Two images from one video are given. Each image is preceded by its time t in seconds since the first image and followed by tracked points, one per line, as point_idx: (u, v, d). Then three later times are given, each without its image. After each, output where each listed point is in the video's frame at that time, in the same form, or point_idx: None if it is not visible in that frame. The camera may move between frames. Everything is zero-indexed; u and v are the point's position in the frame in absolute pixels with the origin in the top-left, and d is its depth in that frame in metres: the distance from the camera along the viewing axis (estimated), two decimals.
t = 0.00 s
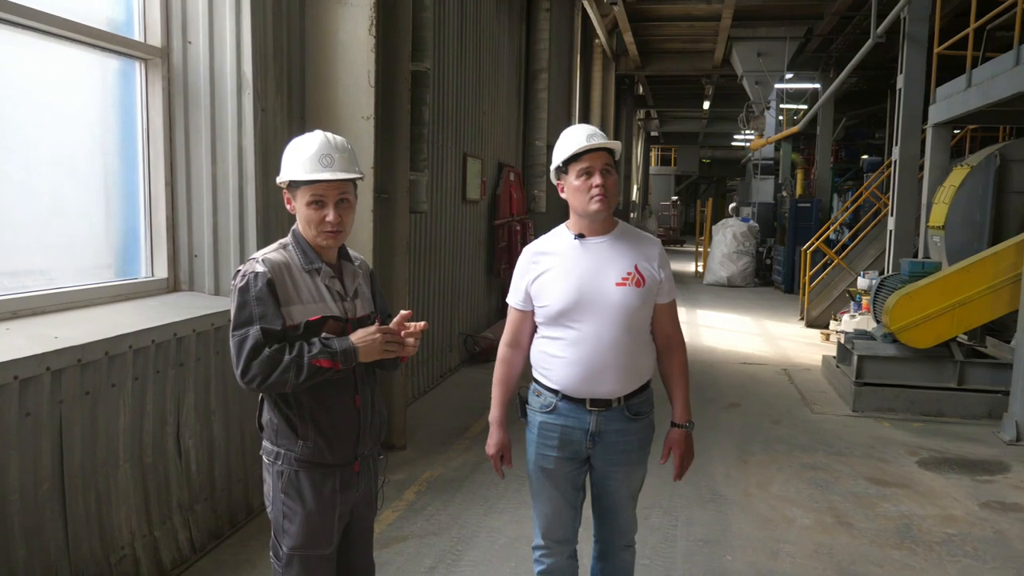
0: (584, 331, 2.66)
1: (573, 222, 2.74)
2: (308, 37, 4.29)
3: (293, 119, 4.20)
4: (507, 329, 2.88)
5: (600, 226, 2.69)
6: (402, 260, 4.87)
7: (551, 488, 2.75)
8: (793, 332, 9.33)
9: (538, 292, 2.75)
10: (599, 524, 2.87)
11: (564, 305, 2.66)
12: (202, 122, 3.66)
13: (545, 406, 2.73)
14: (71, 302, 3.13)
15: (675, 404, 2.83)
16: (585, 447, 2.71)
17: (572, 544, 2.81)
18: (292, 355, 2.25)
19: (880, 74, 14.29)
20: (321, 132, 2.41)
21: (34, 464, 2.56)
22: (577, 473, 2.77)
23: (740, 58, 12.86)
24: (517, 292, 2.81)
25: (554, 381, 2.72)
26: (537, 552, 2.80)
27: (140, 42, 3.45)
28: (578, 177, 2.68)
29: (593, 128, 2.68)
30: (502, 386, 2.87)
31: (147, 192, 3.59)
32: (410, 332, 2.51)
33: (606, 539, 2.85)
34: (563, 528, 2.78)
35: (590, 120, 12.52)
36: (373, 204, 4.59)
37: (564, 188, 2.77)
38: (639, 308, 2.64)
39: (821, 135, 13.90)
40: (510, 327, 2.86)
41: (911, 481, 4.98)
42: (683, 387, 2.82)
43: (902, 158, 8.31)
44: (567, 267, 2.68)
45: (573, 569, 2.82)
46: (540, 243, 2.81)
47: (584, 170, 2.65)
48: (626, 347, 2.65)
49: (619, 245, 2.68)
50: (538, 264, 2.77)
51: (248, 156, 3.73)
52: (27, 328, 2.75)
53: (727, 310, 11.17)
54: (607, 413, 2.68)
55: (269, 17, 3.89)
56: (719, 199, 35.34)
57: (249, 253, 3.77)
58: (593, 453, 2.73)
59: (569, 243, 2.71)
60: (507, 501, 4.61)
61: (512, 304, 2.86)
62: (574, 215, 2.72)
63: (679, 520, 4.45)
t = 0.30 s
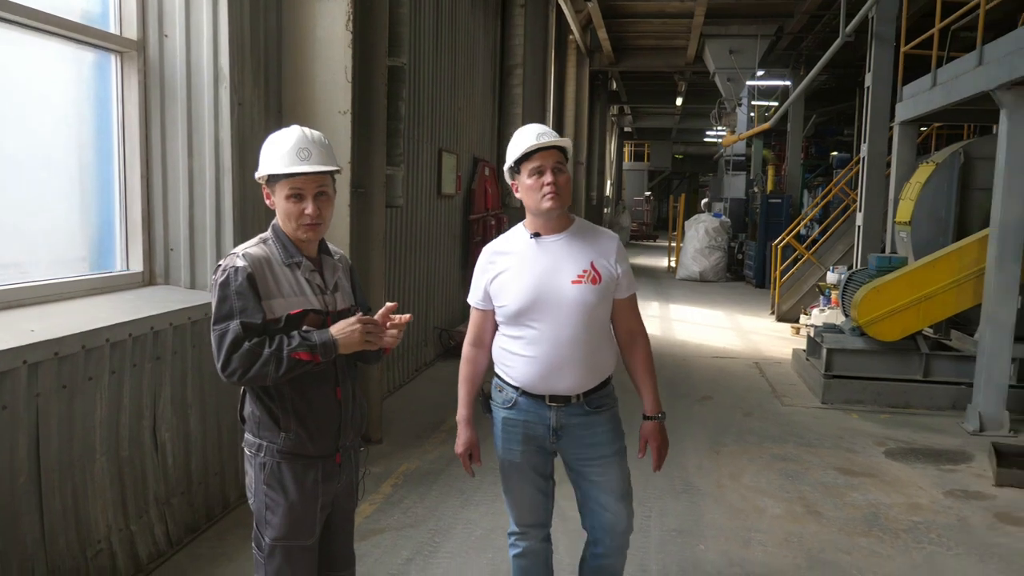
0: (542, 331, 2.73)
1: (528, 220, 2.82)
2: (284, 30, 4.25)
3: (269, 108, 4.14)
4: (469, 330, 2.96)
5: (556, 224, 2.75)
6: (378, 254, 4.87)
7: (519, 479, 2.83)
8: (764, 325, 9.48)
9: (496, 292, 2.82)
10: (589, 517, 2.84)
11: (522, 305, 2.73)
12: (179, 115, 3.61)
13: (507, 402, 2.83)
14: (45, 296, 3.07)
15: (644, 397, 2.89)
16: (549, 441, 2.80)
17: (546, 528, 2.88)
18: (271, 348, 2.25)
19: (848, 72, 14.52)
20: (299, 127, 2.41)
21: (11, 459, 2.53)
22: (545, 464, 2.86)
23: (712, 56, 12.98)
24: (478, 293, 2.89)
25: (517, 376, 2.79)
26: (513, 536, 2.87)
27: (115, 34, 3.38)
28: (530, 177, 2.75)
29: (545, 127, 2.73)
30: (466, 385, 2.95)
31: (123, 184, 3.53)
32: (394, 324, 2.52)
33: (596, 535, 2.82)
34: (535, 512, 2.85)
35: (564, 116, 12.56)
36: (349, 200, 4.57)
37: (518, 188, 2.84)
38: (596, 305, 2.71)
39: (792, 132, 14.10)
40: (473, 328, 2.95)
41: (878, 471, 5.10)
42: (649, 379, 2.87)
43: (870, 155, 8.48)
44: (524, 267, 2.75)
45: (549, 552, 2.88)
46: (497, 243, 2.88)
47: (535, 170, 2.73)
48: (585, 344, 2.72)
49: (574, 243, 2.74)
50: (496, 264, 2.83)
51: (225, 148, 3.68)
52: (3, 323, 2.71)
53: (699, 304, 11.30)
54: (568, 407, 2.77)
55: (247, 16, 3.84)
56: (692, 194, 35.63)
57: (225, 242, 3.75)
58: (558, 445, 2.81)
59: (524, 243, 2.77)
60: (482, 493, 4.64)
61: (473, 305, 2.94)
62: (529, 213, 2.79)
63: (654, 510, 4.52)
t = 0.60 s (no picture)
0: (516, 334, 2.76)
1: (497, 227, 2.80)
2: (260, 27, 4.20)
3: (245, 102, 4.10)
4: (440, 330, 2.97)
5: (523, 227, 2.75)
6: (354, 253, 4.86)
7: (498, 474, 2.88)
8: (729, 323, 9.68)
9: (469, 298, 2.83)
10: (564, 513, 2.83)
11: (494, 309, 2.75)
12: (154, 112, 3.58)
13: (485, 400, 2.87)
14: (19, 293, 3.02)
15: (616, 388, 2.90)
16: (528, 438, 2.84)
17: (525, 521, 2.94)
18: (263, 340, 2.26)
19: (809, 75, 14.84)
20: (289, 125, 2.42)
21: None
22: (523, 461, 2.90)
23: (677, 58, 13.19)
24: (451, 298, 2.90)
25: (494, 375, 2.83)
26: (491, 530, 2.93)
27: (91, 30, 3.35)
28: (495, 182, 2.71)
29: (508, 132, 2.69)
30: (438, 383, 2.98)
31: (97, 181, 3.48)
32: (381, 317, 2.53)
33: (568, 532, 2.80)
34: (514, 506, 2.91)
35: (533, 115, 12.62)
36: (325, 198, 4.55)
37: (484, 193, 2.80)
38: (567, 305, 2.72)
39: (754, 133, 14.37)
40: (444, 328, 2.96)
41: (842, 463, 5.26)
42: (622, 371, 2.88)
43: (831, 156, 8.70)
44: (494, 271, 2.76)
45: (527, 545, 2.95)
46: (465, 247, 2.87)
47: (499, 176, 2.69)
48: (558, 345, 2.74)
49: (543, 245, 2.74)
50: (467, 269, 2.84)
51: (202, 147, 3.65)
52: None
53: (666, 302, 11.46)
54: (546, 404, 2.80)
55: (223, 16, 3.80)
56: (656, 194, 36.03)
57: (201, 242, 3.71)
58: (536, 441, 2.85)
59: (494, 249, 2.77)
60: (458, 489, 4.66)
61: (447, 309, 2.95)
62: (496, 219, 2.76)
63: (627, 503, 4.60)
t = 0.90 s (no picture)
0: (508, 333, 2.73)
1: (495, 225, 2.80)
2: (239, 24, 4.12)
3: (224, 99, 4.01)
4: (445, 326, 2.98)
5: (522, 226, 2.72)
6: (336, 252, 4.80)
7: (492, 473, 2.87)
8: (702, 320, 9.80)
9: (466, 295, 2.82)
10: (549, 515, 2.85)
11: (487, 308, 2.73)
12: (133, 111, 3.49)
13: (479, 398, 2.84)
14: None
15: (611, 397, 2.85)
16: (518, 440, 2.80)
17: (519, 519, 2.92)
18: (257, 342, 2.21)
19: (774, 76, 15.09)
20: (285, 124, 2.37)
21: None
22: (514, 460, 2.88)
23: (648, 57, 13.26)
24: (452, 293, 2.91)
25: (486, 375, 2.80)
26: (486, 528, 2.91)
27: (68, 26, 3.25)
28: (497, 182, 2.70)
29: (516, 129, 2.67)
30: (440, 379, 3.00)
31: (74, 179, 3.38)
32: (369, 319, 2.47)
33: (553, 535, 2.82)
34: (511, 503, 2.90)
35: (504, 114, 12.62)
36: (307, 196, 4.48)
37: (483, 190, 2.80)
38: (561, 307, 2.67)
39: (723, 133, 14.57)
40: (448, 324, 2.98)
41: (818, 457, 5.35)
42: (617, 376, 2.81)
43: (801, 156, 8.86)
44: (489, 269, 2.74)
45: (521, 542, 2.94)
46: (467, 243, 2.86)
47: (501, 176, 2.68)
48: (550, 346, 2.69)
49: (538, 244, 2.70)
50: (466, 265, 2.83)
51: (181, 146, 3.54)
52: None
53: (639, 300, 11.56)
54: (539, 406, 2.75)
55: (203, 12, 3.72)
56: (624, 193, 36.32)
57: (181, 241, 3.61)
58: (526, 443, 2.82)
59: (493, 245, 2.76)
60: (442, 487, 4.64)
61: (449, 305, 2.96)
62: (496, 218, 2.76)
63: (611, 500, 4.62)
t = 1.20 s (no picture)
0: (508, 332, 2.72)
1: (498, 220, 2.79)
2: (221, 24, 4.06)
3: (208, 101, 3.95)
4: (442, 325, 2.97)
5: (524, 225, 2.72)
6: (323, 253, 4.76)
7: (492, 472, 2.85)
8: (681, 317, 9.90)
9: (465, 292, 2.81)
10: (550, 514, 2.83)
11: (487, 306, 2.73)
12: (116, 113, 3.42)
13: (478, 399, 2.83)
14: None
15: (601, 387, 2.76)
16: (518, 438, 2.80)
17: (518, 517, 2.92)
18: (244, 376, 2.12)
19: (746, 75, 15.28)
20: (284, 125, 2.35)
21: None
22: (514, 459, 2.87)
23: (623, 57, 13.35)
24: (450, 290, 2.89)
25: (487, 374, 2.79)
26: (485, 526, 2.91)
27: (50, 27, 3.18)
28: (504, 177, 2.69)
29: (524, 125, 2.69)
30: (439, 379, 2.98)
31: (56, 181, 3.30)
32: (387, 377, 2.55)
33: (555, 533, 2.79)
34: (510, 501, 2.89)
35: (480, 114, 12.62)
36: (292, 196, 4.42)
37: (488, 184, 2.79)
38: (562, 307, 2.67)
39: (697, 132, 14.72)
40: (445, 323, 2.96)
41: (801, 450, 5.42)
42: (610, 371, 2.76)
43: (776, 154, 8.99)
44: (489, 267, 2.73)
45: (519, 540, 2.93)
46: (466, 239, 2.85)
47: (509, 172, 2.67)
48: (551, 346, 2.69)
49: (539, 243, 2.70)
50: (465, 263, 2.82)
51: (166, 147, 3.51)
52: None
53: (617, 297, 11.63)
54: (539, 405, 2.76)
55: (186, 13, 3.67)
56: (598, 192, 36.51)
57: (167, 244, 3.57)
58: (527, 442, 2.82)
59: (495, 242, 2.75)
60: (432, 486, 4.62)
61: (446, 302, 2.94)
62: (499, 214, 2.75)
63: (600, 495, 4.65)
